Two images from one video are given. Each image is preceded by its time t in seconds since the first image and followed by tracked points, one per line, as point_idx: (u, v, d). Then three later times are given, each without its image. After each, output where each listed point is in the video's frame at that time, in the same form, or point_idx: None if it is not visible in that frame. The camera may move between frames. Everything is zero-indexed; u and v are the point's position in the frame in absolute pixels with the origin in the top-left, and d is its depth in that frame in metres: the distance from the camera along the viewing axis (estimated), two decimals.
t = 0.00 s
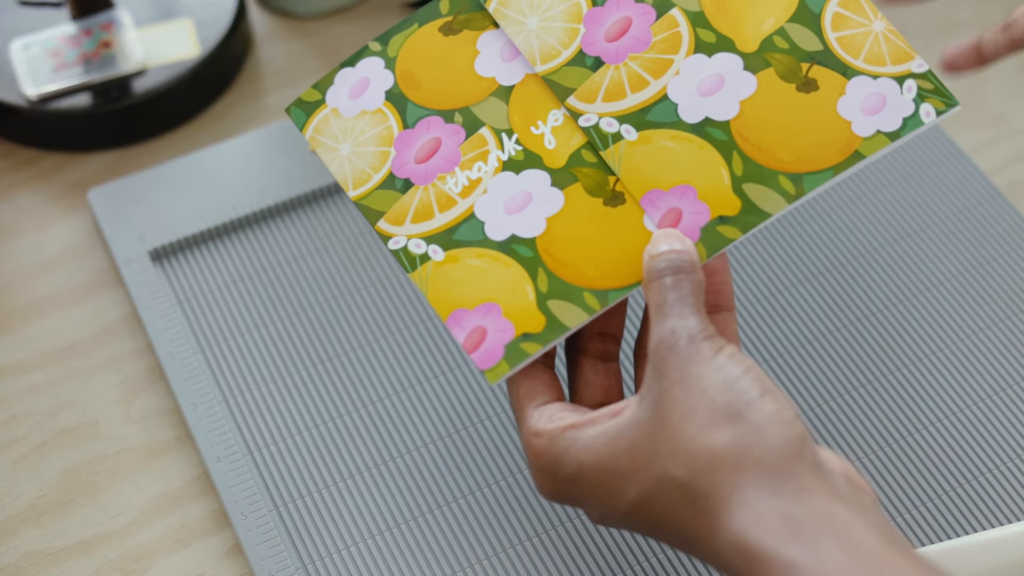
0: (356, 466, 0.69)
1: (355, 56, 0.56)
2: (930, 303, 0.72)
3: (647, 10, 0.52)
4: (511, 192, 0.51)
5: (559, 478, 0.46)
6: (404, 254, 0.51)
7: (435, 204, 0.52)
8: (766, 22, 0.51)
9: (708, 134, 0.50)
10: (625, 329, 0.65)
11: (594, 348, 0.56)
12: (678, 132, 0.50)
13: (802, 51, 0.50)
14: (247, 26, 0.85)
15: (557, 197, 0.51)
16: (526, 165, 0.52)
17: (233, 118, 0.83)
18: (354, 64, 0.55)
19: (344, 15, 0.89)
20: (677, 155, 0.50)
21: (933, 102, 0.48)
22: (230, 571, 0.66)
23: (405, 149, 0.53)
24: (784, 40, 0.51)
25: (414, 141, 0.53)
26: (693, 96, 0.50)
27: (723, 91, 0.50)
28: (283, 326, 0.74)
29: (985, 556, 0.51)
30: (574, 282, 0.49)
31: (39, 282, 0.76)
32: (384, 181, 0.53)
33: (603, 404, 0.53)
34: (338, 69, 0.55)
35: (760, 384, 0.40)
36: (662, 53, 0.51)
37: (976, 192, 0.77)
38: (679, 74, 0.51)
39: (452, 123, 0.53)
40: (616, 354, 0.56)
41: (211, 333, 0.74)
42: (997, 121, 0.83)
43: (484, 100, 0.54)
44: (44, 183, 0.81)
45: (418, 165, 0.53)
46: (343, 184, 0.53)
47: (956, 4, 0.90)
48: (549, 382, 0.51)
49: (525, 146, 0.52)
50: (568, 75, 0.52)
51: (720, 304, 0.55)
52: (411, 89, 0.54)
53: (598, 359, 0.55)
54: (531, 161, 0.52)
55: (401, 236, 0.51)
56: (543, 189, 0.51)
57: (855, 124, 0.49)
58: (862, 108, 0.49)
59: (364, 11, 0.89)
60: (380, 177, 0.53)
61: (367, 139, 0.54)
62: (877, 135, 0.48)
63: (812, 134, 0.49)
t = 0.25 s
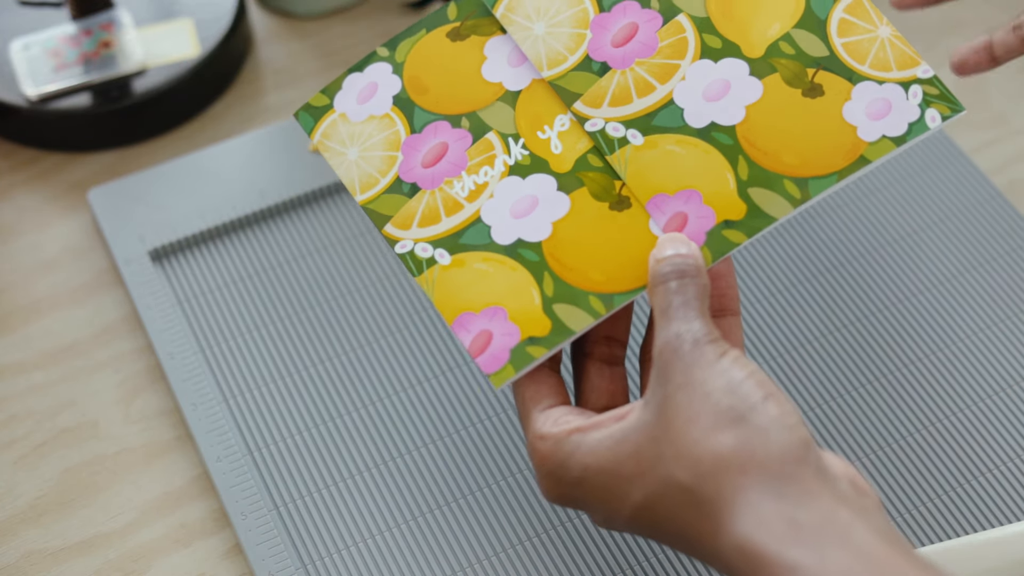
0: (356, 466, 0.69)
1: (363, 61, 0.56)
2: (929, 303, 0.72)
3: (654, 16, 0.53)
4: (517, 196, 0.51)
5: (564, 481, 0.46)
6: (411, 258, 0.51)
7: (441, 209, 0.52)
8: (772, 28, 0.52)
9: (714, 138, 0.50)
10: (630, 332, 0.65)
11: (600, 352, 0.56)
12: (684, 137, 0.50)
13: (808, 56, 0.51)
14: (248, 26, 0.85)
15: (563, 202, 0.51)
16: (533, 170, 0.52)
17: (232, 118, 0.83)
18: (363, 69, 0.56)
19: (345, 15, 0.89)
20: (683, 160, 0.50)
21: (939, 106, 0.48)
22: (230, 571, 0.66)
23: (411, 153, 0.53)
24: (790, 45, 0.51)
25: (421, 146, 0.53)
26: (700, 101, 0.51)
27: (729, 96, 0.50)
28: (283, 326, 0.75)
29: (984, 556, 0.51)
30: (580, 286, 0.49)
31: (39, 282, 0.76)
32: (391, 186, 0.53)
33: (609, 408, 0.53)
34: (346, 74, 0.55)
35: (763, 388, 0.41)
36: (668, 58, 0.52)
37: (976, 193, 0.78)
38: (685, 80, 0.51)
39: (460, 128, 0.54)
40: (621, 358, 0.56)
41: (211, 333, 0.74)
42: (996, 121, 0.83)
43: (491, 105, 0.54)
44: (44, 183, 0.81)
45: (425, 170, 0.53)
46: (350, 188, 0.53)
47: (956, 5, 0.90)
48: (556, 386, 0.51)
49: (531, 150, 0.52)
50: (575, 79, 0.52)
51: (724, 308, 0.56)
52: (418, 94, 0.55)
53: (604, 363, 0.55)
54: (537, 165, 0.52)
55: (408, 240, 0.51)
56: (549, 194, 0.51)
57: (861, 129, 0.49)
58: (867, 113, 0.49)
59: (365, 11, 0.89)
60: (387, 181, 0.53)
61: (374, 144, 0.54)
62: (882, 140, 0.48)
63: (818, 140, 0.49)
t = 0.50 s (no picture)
0: (357, 465, 0.69)
1: (363, 63, 0.56)
2: (930, 303, 0.72)
3: (654, 19, 0.53)
4: (518, 199, 0.51)
5: (565, 484, 0.46)
6: (412, 261, 0.51)
7: (442, 212, 0.52)
8: (772, 31, 0.52)
9: (714, 142, 0.50)
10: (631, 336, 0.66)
11: (600, 356, 0.56)
12: (684, 141, 0.50)
13: (808, 60, 0.51)
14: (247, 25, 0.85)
15: (564, 205, 0.51)
16: (534, 173, 0.52)
17: (232, 118, 0.83)
18: (363, 71, 0.55)
19: (344, 14, 0.89)
20: (683, 164, 0.50)
21: (939, 110, 0.48)
22: (229, 571, 0.66)
23: (412, 156, 0.53)
24: (791, 49, 0.51)
25: (421, 148, 0.53)
26: (700, 105, 0.51)
27: (729, 100, 0.51)
28: (283, 325, 0.75)
29: (984, 556, 0.51)
30: (581, 290, 0.49)
31: (39, 282, 0.76)
32: (392, 189, 0.53)
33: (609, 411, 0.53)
34: (346, 76, 0.55)
35: (763, 390, 0.40)
36: (668, 62, 0.52)
37: (977, 193, 0.78)
38: (686, 83, 0.51)
39: (461, 131, 0.54)
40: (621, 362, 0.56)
41: (211, 333, 0.74)
42: (997, 121, 0.83)
43: (491, 108, 0.54)
44: (44, 183, 0.81)
45: (426, 172, 0.53)
46: (350, 191, 0.53)
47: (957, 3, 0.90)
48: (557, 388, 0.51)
49: (533, 154, 0.52)
50: (575, 83, 0.52)
51: (725, 311, 0.55)
52: (419, 96, 0.54)
53: (605, 366, 0.55)
54: (538, 169, 0.52)
55: (408, 243, 0.51)
56: (550, 197, 0.51)
57: (861, 133, 0.49)
58: (867, 117, 0.49)
59: (364, 10, 0.89)
60: (387, 184, 0.53)
61: (375, 146, 0.54)
62: (882, 144, 0.48)
63: (818, 143, 0.49)
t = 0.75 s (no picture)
0: (358, 466, 0.69)
1: (388, 67, 0.57)
2: (927, 305, 0.73)
3: (678, 25, 0.54)
4: (540, 202, 0.52)
5: (585, 485, 0.46)
6: (435, 262, 0.52)
7: (465, 213, 0.52)
8: (796, 39, 0.53)
9: (736, 147, 0.51)
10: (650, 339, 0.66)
11: (621, 357, 0.56)
12: (707, 145, 0.51)
13: (831, 67, 0.52)
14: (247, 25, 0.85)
15: (586, 208, 0.52)
16: (556, 176, 0.52)
17: (232, 118, 0.83)
18: (388, 75, 0.56)
19: (345, 14, 0.89)
20: (706, 168, 0.51)
21: (961, 117, 0.49)
22: (229, 571, 0.66)
23: (436, 158, 0.54)
24: (813, 56, 0.52)
25: (445, 151, 0.54)
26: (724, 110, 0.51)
27: (752, 106, 0.51)
28: (284, 326, 0.75)
29: (987, 554, 0.52)
30: (603, 292, 0.50)
31: (39, 282, 0.76)
32: (415, 190, 0.53)
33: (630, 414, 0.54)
34: (371, 79, 0.56)
35: (782, 394, 0.41)
36: (691, 68, 0.53)
37: (975, 195, 0.79)
38: (709, 89, 0.52)
39: (484, 134, 0.54)
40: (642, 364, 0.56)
41: (212, 334, 0.74)
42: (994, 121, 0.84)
43: (515, 112, 0.55)
44: (43, 182, 0.81)
45: (449, 175, 0.53)
46: (374, 192, 0.54)
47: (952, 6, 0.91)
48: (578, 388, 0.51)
49: (556, 158, 0.53)
50: (598, 87, 0.53)
51: (746, 314, 0.56)
52: (443, 99, 0.55)
53: (625, 369, 0.56)
54: (561, 172, 0.53)
55: (431, 244, 0.52)
56: (572, 199, 0.52)
57: (883, 138, 0.50)
58: (890, 122, 0.50)
59: (365, 10, 0.89)
60: (411, 186, 0.54)
61: (399, 148, 0.55)
62: (904, 149, 0.49)
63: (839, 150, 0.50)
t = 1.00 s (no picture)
0: (357, 465, 0.69)
1: (375, 72, 0.56)
2: (928, 304, 0.73)
3: (667, 26, 0.53)
4: (530, 212, 0.52)
5: (581, 497, 0.47)
6: (425, 272, 0.52)
7: (456, 223, 0.52)
8: (786, 37, 0.52)
9: (727, 152, 0.50)
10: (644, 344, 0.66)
11: (615, 367, 0.56)
12: (698, 151, 0.51)
13: (822, 66, 0.51)
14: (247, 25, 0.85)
15: (577, 217, 0.51)
16: (547, 184, 0.52)
17: (232, 118, 0.83)
18: (376, 80, 0.56)
19: (345, 13, 0.89)
20: (697, 176, 0.50)
21: (955, 114, 0.48)
22: (229, 571, 0.66)
23: (425, 167, 0.54)
24: (804, 56, 0.51)
25: (435, 159, 0.54)
26: (715, 114, 0.51)
27: (743, 110, 0.51)
28: (284, 325, 0.75)
29: (985, 556, 0.52)
30: (594, 301, 0.50)
31: (39, 281, 0.76)
32: (405, 200, 0.53)
33: (624, 423, 0.54)
34: (358, 85, 0.56)
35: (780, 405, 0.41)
36: (681, 71, 0.52)
37: (977, 193, 0.78)
38: (699, 92, 0.52)
39: (474, 141, 0.54)
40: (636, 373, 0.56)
41: (212, 334, 0.74)
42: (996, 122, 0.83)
43: (504, 118, 0.54)
44: (44, 182, 0.81)
45: (439, 184, 0.53)
46: (364, 202, 0.54)
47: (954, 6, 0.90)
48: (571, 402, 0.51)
49: (545, 165, 0.53)
50: (588, 93, 0.53)
51: (740, 323, 0.56)
52: (433, 106, 0.55)
53: (619, 378, 0.56)
54: (551, 180, 0.52)
55: (422, 254, 0.52)
56: (563, 208, 0.52)
57: (876, 139, 0.49)
58: (882, 122, 0.49)
59: (365, 9, 0.89)
60: (400, 196, 0.53)
61: (387, 157, 0.54)
62: (897, 150, 0.49)
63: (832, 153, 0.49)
